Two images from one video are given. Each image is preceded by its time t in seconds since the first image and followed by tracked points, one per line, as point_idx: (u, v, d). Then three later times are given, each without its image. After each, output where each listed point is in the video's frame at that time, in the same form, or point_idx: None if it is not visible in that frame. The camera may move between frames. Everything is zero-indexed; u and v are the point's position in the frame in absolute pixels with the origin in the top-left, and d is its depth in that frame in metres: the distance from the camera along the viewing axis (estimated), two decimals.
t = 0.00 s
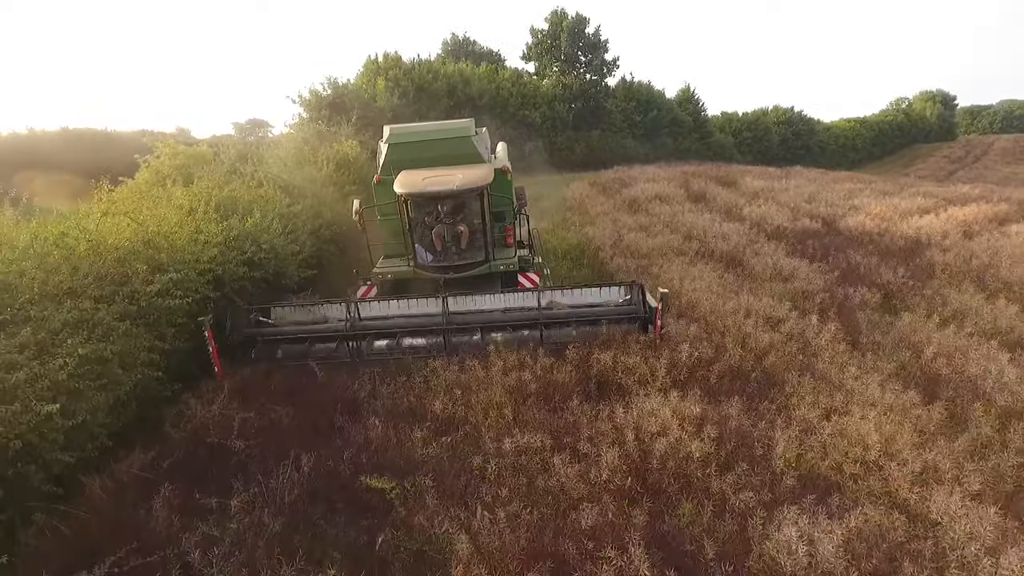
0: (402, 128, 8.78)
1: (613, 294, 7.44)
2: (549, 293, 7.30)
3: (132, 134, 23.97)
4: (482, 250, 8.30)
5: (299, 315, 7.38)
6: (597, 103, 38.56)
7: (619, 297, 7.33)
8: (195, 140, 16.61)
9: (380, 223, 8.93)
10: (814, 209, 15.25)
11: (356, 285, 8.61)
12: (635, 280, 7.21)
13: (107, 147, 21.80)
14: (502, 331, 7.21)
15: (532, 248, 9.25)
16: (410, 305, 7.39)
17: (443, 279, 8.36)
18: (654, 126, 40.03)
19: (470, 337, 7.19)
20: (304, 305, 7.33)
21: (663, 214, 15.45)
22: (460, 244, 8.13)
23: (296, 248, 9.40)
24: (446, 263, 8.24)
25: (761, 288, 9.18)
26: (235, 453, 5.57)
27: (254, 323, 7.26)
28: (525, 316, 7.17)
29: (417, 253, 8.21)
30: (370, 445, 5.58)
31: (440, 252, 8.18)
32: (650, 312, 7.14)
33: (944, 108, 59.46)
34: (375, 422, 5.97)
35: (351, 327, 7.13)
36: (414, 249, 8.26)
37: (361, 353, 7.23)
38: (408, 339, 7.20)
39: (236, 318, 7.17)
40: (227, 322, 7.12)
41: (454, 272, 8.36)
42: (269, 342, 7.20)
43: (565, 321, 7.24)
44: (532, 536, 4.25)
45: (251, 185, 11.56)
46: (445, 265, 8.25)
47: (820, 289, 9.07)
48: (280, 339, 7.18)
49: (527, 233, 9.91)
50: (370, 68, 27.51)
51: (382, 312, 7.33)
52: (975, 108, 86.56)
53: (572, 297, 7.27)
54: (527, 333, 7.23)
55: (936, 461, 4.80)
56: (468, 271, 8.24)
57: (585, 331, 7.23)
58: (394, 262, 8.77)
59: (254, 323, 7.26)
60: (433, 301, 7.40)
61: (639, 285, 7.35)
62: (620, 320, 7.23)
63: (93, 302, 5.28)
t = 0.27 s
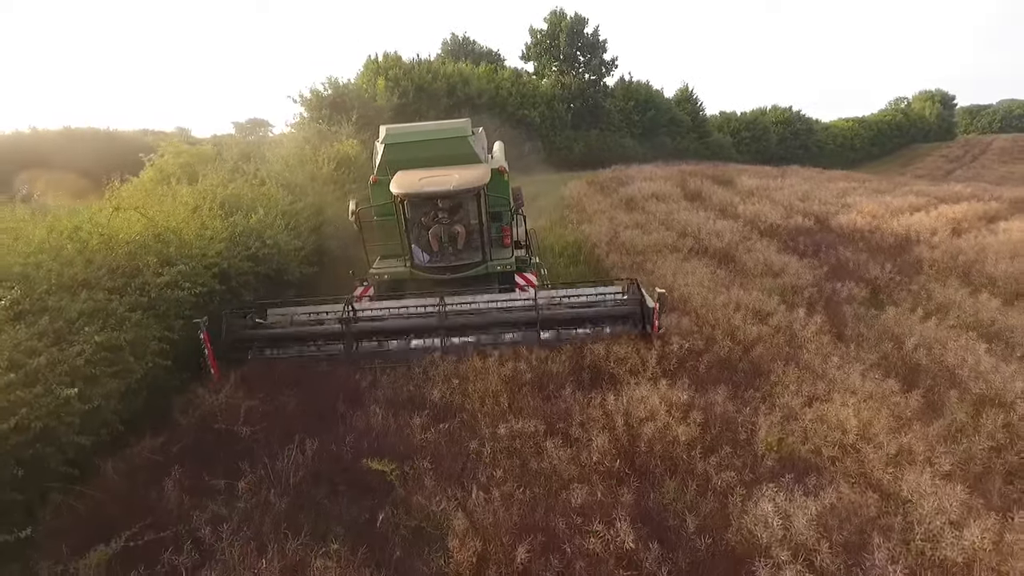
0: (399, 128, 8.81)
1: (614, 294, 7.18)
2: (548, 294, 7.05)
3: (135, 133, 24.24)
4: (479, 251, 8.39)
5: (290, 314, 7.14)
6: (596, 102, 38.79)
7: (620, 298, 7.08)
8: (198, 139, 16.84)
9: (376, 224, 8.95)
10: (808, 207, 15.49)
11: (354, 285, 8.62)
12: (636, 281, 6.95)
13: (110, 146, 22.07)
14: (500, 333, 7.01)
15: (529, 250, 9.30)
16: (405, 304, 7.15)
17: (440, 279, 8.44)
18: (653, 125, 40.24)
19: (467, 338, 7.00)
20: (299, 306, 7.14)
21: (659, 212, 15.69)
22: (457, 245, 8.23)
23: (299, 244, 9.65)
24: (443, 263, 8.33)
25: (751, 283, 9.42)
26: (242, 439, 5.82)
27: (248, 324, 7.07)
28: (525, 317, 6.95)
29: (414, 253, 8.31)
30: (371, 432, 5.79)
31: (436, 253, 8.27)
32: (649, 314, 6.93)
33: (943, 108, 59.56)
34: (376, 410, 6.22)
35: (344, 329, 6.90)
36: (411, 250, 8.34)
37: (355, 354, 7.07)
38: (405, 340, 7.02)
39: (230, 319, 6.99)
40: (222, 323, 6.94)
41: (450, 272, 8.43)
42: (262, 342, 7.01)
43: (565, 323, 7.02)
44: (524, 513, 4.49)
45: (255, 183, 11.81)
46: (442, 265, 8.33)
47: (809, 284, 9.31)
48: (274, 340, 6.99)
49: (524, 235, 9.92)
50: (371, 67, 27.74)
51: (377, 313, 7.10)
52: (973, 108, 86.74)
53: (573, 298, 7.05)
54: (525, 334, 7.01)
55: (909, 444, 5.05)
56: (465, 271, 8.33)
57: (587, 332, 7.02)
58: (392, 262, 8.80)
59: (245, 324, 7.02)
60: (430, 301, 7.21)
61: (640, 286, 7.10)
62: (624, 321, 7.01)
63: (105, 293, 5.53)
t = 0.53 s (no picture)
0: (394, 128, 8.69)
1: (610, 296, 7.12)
2: (544, 295, 6.99)
3: (138, 132, 24.51)
4: (476, 252, 8.38)
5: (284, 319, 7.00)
6: (594, 102, 39.03)
7: (616, 299, 7.04)
8: (201, 138, 17.08)
9: (374, 226, 9.02)
10: (801, 205, 15.73)
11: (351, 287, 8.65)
12: (631, 282, 6.95)
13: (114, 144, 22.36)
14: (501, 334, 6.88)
15: (527, 250, 9.24)
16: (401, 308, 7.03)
17: (437, 281, 8.45)
18: (652, 125, 40.45)
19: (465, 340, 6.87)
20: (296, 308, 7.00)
21: (656, 210, 15.93)
22: (454, 247, 8.24)
23: (302, 240, 9.89)
24: (440, 265, 8.35)
25: (742, 279, 9.67)
26: (249, 426, 6.06)
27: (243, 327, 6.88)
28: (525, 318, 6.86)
29: (411, 255, 8.35)
30: (372, 419, 6.02)
31: (433, 254, 8.28)
32: (646, 315, 6.89)
33: (942, 108, 59.70)
34: (377, 399, 6.46)
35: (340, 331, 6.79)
36: (408, 251, 8.37)
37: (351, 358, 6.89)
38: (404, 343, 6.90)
39: (226, 321, 6.79)
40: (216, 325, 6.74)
41: (448, 274, 8.44)
42: (256, 347, 6.84)
43: (562, 324, 6.93)
44: (518, 492, 4.74)
45: (258, 181, 12.06)
46: (439, 267, 8.35)
47: (798, 280, 9.56)
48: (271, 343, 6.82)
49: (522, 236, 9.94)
50: (371, 67, 27.99)
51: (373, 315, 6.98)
52: (972, 108, 86.93)
53: (572, 300, 7.00)
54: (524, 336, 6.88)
55: (884, 429, 5.30)
56: (462, 273, 8.33)
57: (585, 334, 6.93)
58: (389, 264, 8.84)
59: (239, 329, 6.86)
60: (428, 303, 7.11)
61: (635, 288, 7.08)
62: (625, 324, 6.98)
63: (119, 286, 5.76)
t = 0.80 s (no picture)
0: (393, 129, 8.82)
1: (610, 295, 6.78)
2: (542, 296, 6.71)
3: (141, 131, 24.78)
4: (473, 252, 8.41)
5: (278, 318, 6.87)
6: (593, 101, 39.29)
7: (617, 299, 6.71)
8: (204, 137, 17.33)
9: (371, 226, 9.09)
10: (795, 203, 16.00)
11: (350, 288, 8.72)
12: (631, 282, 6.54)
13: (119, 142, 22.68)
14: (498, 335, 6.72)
15: (525, 250, 9.28)
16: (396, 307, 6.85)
17: (435, 280, 8.48)
18: (651, 124, 40.70)
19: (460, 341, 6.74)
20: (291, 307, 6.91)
21: (652, 208, 16.19)
22: (451, 247, 8.25)
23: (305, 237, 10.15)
24: (437, 265, 8.38)
25: (733, 274, 9.93)
26: (256, 414, 6.32)
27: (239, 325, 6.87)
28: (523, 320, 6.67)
29: (409, 255, 8.39)
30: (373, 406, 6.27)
31: (431, 255, 8.31)
32: (643, 317, 6.51)
33: (941, 107, 59.86)
34: (379, 388, 6.73)
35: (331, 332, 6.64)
36: (406, 251, 8.39)
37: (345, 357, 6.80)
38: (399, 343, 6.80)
39: (223, 320, 6.80)
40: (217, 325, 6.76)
41: (445, 274, 8.48)
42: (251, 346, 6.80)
43: (560, 325, 6.70)
44: (512, 473, 5.00)
45: (262, 179, 12.33)
46: (436, 267, 8.37)
47: (787, 275, 9.82)
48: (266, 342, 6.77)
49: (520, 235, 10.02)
50: (372, 67, 28.27)
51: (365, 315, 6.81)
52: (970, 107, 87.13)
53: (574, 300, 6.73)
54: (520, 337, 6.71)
55: (862, 414, 5.57)
56: (459, 273, 8.37)
57: (583, 335, 6.71)
58: (388, 264, 8.89)
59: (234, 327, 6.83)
60: (426, 302, 6.96)
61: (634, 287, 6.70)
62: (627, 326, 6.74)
63: (132, 279, 6.02)
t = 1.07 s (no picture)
0: (390, 130, 8.84)
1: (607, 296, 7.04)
2: (541, 296, 6.92)
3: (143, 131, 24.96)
4: (472, 253, 8.39)
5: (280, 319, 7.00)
6: (592, 101, 39.52)
7: (614, 300, 6.95)
8: (208, 136, 17.58)
9: (368, 227, 9.10)
10: (789, 201, 16.24)
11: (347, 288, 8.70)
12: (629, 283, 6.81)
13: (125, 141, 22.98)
14: (496, 335, 6.93)
15: (523, 250, 9.31)
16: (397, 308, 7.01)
17: (433, 281, 8.48)
18: (649, 124, 40.91)
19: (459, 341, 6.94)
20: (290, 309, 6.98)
21: (649, 207, 16.43)
22: (450, 247, 8.24)
23: (309, 234, 10.38)
24: (435, 266, 8.36)
25: (726, 271, 10.17)
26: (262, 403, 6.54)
27: (237, 327, 6.90)
28: (520, 319, 6.87)
29: (406, 256, 8.32)
30: (374, 395, 6.49)
31: (429, 256, 8.27)
32: (643, 316, 6.79)
33: (940, 107, 60.05)
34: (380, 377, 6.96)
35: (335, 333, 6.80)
36: (403, 252, 8.34)
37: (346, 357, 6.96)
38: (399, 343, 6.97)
39: (221, 322, 6.81)
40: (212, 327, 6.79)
41: (443, 274, 8.46)
42: (251, 347, 6.88)
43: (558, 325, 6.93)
44: (508, 457, 5.24)
45: (265, 178, 12.57)
46: (435, 268, 8.35)
47: (778, 272, 10.05)
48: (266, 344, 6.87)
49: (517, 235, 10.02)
50: (372, 67, 28.51)
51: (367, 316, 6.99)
52: (970, 106, 87.31)
53: (569, 299, 6.94)
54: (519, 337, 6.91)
55: (843, 403, 5.81)
56: (458, 273, 8.37)
57: (579, 335, 6.96)
58: (385, 265, 8.88)
59: (235, 328, 6.88)
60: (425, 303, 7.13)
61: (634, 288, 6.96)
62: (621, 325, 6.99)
63: (145, 272, 6.25)
